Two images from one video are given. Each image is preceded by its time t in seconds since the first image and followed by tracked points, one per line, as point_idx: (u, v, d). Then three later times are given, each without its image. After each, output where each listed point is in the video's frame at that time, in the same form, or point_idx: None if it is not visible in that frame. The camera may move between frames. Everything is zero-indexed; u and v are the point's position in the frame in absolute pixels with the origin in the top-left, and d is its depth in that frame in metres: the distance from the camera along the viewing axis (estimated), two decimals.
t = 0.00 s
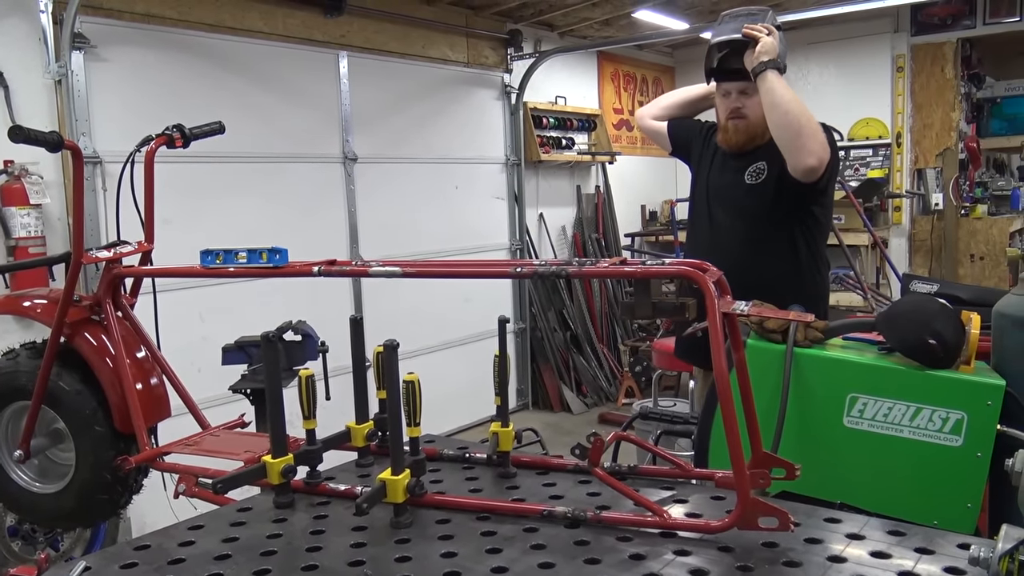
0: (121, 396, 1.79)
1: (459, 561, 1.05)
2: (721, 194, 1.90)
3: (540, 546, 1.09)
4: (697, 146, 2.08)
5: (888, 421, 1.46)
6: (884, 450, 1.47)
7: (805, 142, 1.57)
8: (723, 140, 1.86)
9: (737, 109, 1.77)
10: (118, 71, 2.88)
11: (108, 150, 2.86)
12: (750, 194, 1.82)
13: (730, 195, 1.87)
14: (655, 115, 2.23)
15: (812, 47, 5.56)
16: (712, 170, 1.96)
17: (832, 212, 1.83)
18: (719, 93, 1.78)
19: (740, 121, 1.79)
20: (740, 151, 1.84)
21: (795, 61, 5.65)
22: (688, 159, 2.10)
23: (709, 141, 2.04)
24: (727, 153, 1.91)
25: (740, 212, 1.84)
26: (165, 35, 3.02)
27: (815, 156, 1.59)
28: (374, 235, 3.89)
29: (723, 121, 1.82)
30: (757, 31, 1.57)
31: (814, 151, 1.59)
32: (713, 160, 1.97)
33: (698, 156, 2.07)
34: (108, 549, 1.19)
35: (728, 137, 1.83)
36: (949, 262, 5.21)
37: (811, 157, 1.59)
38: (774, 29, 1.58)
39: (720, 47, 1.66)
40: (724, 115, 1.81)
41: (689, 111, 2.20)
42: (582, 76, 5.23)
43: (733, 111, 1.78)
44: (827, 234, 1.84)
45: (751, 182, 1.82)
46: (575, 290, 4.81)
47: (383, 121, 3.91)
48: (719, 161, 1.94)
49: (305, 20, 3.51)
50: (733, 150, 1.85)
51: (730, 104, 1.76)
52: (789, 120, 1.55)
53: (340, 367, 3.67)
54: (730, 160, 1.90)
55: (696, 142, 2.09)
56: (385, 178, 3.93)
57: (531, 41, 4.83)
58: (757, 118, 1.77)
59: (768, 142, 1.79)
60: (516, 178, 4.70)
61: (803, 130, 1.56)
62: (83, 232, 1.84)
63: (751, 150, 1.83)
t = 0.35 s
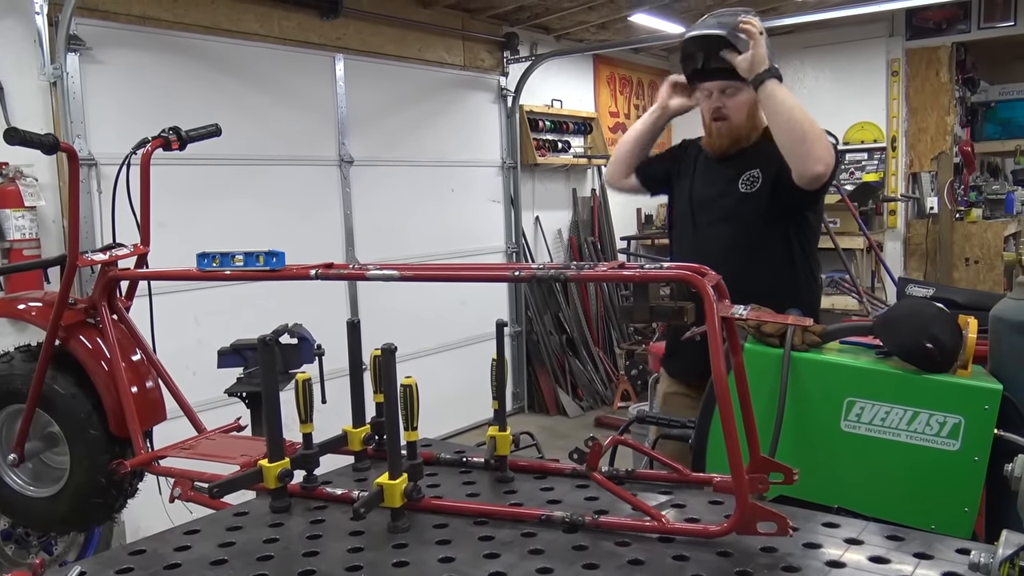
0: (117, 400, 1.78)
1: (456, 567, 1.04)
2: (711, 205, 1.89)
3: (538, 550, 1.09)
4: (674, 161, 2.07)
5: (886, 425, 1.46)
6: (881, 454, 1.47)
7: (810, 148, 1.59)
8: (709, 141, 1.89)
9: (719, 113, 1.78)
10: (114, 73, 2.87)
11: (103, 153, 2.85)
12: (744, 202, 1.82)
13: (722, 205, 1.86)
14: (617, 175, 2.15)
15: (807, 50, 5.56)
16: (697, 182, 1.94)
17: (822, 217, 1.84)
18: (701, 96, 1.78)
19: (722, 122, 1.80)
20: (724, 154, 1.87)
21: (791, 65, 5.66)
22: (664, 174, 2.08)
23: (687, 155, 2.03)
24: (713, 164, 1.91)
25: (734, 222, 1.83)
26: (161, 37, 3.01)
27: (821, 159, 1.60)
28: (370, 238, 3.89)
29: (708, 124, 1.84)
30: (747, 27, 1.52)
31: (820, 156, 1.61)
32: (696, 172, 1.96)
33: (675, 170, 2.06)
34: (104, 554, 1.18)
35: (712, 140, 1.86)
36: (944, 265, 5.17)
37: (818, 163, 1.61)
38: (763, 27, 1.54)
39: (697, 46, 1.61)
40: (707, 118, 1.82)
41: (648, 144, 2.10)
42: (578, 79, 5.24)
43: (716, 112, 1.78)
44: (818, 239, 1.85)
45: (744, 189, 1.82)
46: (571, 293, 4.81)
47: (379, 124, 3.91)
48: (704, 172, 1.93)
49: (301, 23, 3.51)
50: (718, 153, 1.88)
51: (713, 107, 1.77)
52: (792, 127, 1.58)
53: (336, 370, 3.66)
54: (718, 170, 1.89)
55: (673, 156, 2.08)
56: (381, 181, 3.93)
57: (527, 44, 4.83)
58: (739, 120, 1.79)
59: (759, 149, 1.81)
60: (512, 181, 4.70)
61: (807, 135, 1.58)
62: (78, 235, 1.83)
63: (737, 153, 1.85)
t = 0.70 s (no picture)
0: (112, 402, 1.77)
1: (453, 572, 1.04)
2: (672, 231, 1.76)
3: (535, 555, 1.08)
4: (612, 190, 1.90)
5: (883, 430, 1.46)
6: (879, 458, 1.47)
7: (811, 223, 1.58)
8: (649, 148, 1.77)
9: (662, 119, 1.66)
10: (110, 73, 2.86)
11: (98, 153, 2.84)
12: (717, 224, 1.72)
13: (686, 229, 1.75)
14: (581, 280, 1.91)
15: (803, 55, 5.59)
16: (649, 209, 1.80)
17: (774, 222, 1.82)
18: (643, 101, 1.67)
19: (665, 129, 1.69)
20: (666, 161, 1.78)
21: (787, 69, 5.67)
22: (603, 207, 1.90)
23: (626, 183, 1.88)
24: (665, 187, 1.79)
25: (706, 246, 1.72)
26: (158, 37, 3.00)
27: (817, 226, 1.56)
28: (366, 240, 3.88)
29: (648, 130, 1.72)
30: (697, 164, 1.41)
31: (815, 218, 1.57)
32: (645, 198, 1.82)
33: (614, 200, 1.90)
34: (98, 557, 1.17)
35: (654, 146, 1.75)
36: (940, 270, 5.19)
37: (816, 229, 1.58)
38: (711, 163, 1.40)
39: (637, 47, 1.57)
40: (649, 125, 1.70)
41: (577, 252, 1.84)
42: (575, 82, 5.24)
43: (658, 118, 1.67)
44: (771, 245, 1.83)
45: (710, 211, 1.72)
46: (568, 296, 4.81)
47: (376, 126, 3.90)
48: (655, 198, 1.80)
49: (299, 24, 3.50)
50: (660, 160, 1.78)
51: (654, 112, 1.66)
52: (787, 222, 1.52)
53: (333, 372, 3.66)
54: (672, 194, 1.78)
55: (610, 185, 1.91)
56: (377, 183, 3.92)
57: (524, 46, 4.83)
58: (682, 127, 1.67)
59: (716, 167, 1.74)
60: (509, 183, 4.70)
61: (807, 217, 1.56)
62: (73, 235, 1.82)
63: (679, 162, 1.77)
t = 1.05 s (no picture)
0: (108, 404, 1.76)
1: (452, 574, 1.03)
2: (624, 234, 1.72)
3: (535, 557, 1.07)
4: (549, 192, 1.81)
5: (883, 431, 1.45)
6: (880, 458, 1.47)
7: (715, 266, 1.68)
8: (589, 147, 1.74)
9: (601, 118, 1.66)
10: (107, 74, 2.85)
11: (94, 153, 2.83)
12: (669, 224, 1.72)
13: (641, 232, 1.71)
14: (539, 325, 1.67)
15: (800, 56, 5.59)
16: (598, 212, 1.74)
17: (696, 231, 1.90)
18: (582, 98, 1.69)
19: (604, 128, 1.67)
20: (609, 161, 1.75)
21: (785, 69, 5.68)
22: (539, 210, 1.80)
23: (563, 185, 1.80)
24: (612, 189, 1.75)
25: (659, 248, 1.71)
26: (154, 37, 2.99)
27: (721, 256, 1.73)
28: (363, 241, 3.87)
29: (587, 129, 1.70)
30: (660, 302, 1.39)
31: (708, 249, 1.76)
32: (590, 201, 1.76)
33: (552, 203, 1.80)
34: (94, 559, 1.16)
35: (594, 145, 1.72)
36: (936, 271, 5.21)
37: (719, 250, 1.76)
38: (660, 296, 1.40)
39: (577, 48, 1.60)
40: (588, 124, 1.69)
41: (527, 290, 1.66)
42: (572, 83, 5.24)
43: (598, 117, 1.66)
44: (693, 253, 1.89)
45: (662, 211, 1.72)
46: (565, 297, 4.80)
47: (373, 126, 3.90)
48: (602, 200, 1.74)
49: (295, 25, 3.50)
50: (601, 160, 1.75)
51: (593, 111, 1.66)
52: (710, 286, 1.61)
53: (331, 373, 3.65)
54: (619, 196, 1.74)
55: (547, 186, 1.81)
56: (374, 184, 3.91)
57: (521, 47, 4.82)
58: (622, 126, 1.67)
59: (660, 170, 1.75)
60: (506, 184, 4.69)
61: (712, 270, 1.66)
62: (70, 235, 1.81)
63: (619, 163, 1.75)
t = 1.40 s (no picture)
0: (107, 402, 1.75)
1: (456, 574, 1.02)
2: (602, 231, 1.71)
3: (540, 557, 1.06)
4: (527, 190, 1.79)
5: (888, 430, 1.45)
6: (885, 458, 1.46)
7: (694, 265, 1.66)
8: (568, 145, 1.72)
9: (582, 114, 1.65)
10: (106, 70, 2.84)
11: (93, 150, 2.81)
12: (647, 222, 1.71)
13: (618, 228, 1.70)
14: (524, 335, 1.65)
15: (801, 55, 5.59)
16: (576, 211, 1.73)
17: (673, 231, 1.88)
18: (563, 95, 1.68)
19: (585, 125, 1.66)
20: (587, 157, 1.73)
21: (785, 69, 5.67)
22: (517, 209, 1.78)
23: (541, 184, 1.79)
24: (590, 187, 1.73)
25: (637, 245, 1.70)
26: (154, 34, 2.98)
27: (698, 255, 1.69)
28: (363, 239, 3.86)
29: (566, 126, 1.68)
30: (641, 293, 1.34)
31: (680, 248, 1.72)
32: (569, 198, 1.74)
33: (530, 202, 1.78)
34: (93, 558, 1.15)
35: (573, 142, 1.70)
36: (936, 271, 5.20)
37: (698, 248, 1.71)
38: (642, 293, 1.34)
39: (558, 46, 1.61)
40: (568, 120, 1.67)
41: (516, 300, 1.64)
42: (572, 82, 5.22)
43: (579, 113, 1.65)
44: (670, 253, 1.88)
45: (640, 208, 1.71)
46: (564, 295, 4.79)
47: (372, 123, 3.88)
48: (580, 198, 1.73)
49: (295, 21, 3.48)
50: (580, 157, 1.73)
51: (574, 107, 1.65)
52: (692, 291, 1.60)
53: (331, 371, 3.64)
54: (597, 194, 1.72)
55: (525, 184, 1.79)
56: (374, 181, 3.90)
57: (521, 45, 4.80)
58: (602, 123, 1.66)
59: (638, 167, 1.74)
60: (506, 182, 4.68)
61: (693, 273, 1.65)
62: (69, 232, 1.80)
63: (597, 160, 1.74)
